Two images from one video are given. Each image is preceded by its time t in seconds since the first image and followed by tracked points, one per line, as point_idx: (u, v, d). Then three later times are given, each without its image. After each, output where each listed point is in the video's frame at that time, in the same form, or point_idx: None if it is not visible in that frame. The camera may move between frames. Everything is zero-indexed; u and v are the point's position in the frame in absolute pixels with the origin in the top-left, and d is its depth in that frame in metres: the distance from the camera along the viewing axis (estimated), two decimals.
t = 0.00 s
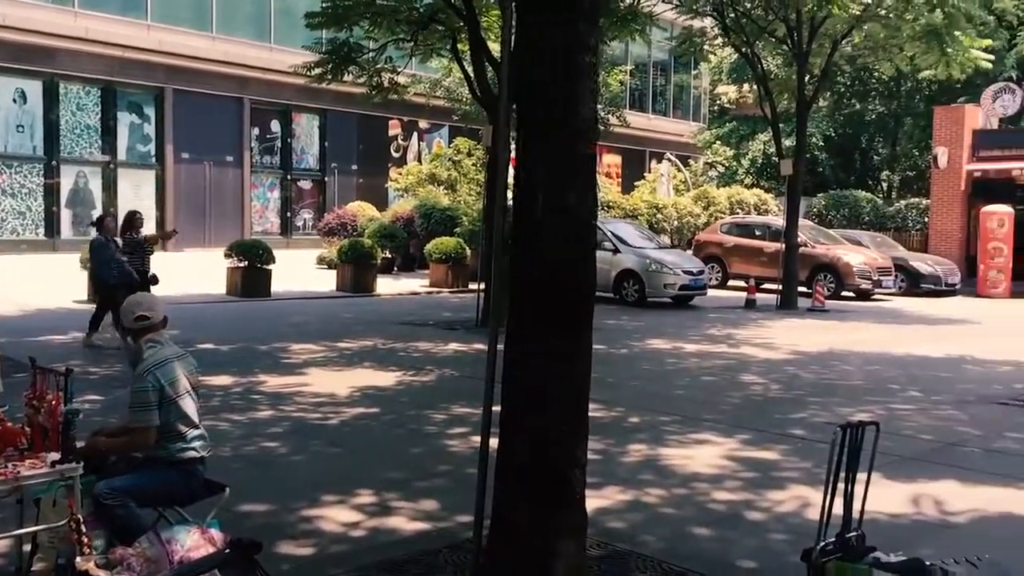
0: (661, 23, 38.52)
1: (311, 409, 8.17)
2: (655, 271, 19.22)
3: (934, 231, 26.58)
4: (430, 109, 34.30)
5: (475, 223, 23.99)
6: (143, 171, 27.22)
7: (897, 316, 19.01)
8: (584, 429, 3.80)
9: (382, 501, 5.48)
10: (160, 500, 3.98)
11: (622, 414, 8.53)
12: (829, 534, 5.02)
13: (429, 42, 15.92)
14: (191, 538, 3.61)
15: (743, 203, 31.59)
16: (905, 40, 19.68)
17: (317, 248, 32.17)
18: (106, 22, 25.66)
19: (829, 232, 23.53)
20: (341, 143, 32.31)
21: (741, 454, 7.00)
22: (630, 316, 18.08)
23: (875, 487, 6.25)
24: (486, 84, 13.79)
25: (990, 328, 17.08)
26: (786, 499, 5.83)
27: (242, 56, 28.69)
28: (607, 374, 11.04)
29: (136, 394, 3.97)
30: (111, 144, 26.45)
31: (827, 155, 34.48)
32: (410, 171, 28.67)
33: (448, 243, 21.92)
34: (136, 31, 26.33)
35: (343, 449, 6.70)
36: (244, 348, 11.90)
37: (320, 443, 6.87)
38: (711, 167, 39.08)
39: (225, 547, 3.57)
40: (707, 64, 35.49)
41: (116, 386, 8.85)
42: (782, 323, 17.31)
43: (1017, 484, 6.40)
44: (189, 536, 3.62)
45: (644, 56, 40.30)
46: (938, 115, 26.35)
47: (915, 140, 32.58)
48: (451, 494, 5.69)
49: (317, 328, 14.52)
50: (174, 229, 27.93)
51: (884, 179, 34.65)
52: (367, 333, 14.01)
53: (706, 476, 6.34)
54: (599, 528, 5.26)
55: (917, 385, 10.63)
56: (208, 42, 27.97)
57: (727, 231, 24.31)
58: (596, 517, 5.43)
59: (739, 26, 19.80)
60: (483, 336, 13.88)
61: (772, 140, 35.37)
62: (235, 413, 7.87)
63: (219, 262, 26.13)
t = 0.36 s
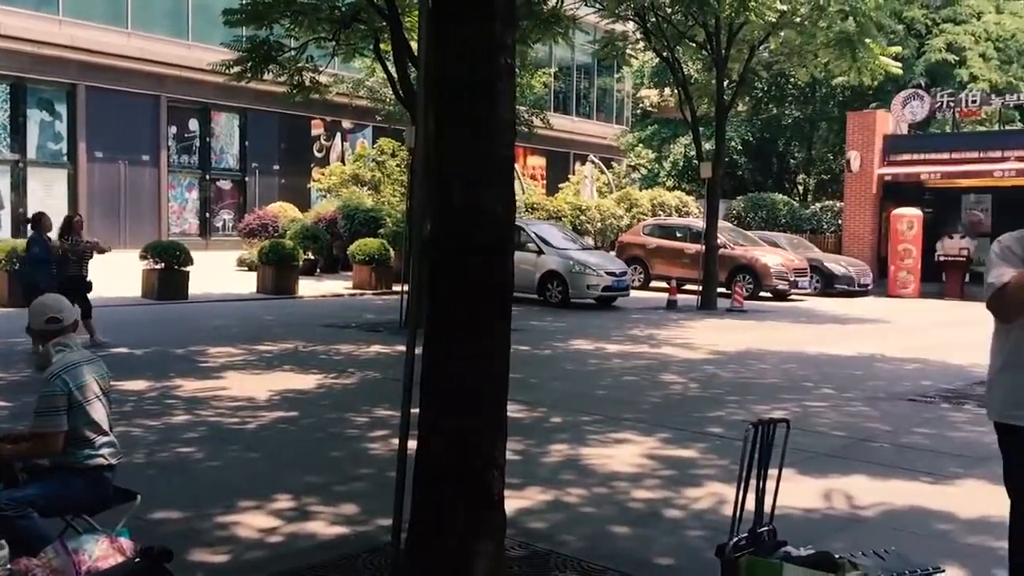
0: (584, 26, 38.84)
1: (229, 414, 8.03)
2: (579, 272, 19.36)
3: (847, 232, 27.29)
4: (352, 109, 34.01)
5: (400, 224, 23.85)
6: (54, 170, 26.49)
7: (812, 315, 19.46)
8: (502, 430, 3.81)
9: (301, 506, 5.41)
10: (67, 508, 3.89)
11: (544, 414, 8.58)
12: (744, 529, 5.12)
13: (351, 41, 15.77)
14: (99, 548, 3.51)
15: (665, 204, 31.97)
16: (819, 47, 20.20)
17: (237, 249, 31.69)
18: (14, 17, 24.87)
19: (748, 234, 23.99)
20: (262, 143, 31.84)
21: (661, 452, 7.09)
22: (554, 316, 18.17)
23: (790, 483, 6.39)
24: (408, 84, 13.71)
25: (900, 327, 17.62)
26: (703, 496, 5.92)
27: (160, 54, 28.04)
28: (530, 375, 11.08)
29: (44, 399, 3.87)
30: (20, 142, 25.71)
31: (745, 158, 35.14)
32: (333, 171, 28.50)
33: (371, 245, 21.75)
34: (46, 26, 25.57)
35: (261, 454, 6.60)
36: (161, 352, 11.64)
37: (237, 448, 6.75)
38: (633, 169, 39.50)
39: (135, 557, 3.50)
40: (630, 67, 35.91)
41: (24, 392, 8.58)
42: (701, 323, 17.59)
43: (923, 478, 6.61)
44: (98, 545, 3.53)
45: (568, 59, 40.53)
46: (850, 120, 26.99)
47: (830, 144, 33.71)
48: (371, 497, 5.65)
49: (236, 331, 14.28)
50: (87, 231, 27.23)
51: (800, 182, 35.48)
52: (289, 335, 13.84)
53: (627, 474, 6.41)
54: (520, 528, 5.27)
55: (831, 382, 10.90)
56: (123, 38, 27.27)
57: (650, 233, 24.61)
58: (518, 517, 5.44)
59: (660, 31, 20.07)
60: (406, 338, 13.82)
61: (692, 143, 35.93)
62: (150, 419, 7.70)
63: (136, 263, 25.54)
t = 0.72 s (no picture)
0: (522, 26, 38.93)
1: (158, 416, 7.88)
2: (518, 271, 19.40)
3: (781, 233, 27.79)
4: (289, 107, 33.65)
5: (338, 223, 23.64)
6: None
7: (745, 314, 19.76)
8: (436, 429, 3.80)
9: (232, 510, 5.34)
10: None
11: (481, 414, 8.58)
12: (676, 526, 5.18)
13: (287, 37, 15.59)
14: (21, 555, 3.40)
15: (603, 204, 32.19)
16: (752, 50, 20.55)
17: (171, 248, 31.20)
18: None
19: (685, 234, 24.27)
20: (196, 140, 31.34)
21: (596, 451, 7.14)
22: (493, 316, 18.18)
23: (721, 479, 6.49)
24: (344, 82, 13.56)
25: (831, 325, 17.98)
26: (637, 494, 5.98)
27: (92, 49, 27.41)
28: (468, 375, 11.07)
29: None
30: None
31: (682, 159, 35.48)
32: (270, 169, 28.22)
33: (307, 244, 21.53)
34: None
35: (192, 457, 6.49)
36: (89, 354, 11.38)
37: (166, 452, 6.63)
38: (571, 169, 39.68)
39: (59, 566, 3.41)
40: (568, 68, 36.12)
41: None
42: (637, 322, 17.76)
43: (851, 473, 6.76)
44: (19, 553, 3.41)
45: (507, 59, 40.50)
46: (784, 123, 27.54)
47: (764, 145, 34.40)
48: (305, 499, 5.60)
49: (170, 332, 14.03)
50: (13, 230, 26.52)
51: (735, 183, 36.02)
52: (223, 336, 13.64)
53: (563, 473, 6.44)
54: (455, 529, 5.26)
55: (763, 380, 11.08)
56: (51, 32, 26.52)
57: (588, 232, 24.74)
58: (453, 518, 5.44)
59: (597, 32, 20.20)
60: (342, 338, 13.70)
61: (630, 144, 36.24)
62: (76, 423, 7.52)
63: (65, 263, 24.96)
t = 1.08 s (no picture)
0: (467, 21, 38.81)
1: (94, 415, 7.72)
2: (462, 266, 19.38)
3: (723, 229, 28.16)
4: (231, 99, 33.17)
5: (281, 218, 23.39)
6: None
7: (688, 309, 19.96)
8: (376, 426, 3.77)
9: (169, 510, 5.25)
10: None
11: (425, 410, 8.54)
12: (617, 519, 5.21)
13: (228, 29, 15.35)
14: None
15: (548, 200, 32.26)
16: (694, 47, 20.73)
17: (108, 244, 30.62)
18: None
19: (629, 230, 24.40)
20: (135, 133, 30.75)
21: (539, 445, 7.16)
22: (438, 311, 18.14)
23: (663, 472, 6.54)
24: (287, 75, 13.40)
25: (772, 319, 18.23)
26: (578, 487, 6.00)
27: (27, 40, 26.69)
28: (412, 370, 11.03)
29: None
30: None
31: (626, 155, 35.66)
32: (211, 162, 27.55)
33: (247, 239, 21.41)
34: None
35: (128, 456, 6.37)
36: (22, 352, 11.11)
37: (101, 451, 6.49)
38: (516, 164, 39.68)
39: None
40: (513, 63, 36.13)
41: None
42: (582, 317, 17.84)
43: (790, 464, 6.85)
44: None
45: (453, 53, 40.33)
46: (726, 119, 27.77)
47: (708, 142, 34.82)
48: (245, 498, 5.53)
49: (107, 328, 13.75)
50: None
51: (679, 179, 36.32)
52: (163, 333, 13.41)
53: (506, 468, 6.44)
54: (397, 525, 5.23)
55: (705, 373, 11.20)
56: None
57: (534, 228, 24.78)
58: (395, 514, 5.41)
59: (542, 27, 20.16)
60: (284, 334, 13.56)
61: (575, 139, 36.36)
62: (8, 422, 7.33)
63: None
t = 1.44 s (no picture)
0: (421, 16, 38.65)
1: (39, 415, 7.56)
2: (416, 263, 19.31)
3: (676, 225, 28.36)
4: (180, 94, 32.70)
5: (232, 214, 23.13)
6: None
7: (642, 305, 20.09)
8: (327, 424, 3.74)
9: (116, 511, 5.17)
10: None
11: (378, 407, 8.50)
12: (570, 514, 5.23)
13: (177, 22, 15.13)
14: None
15: (502, 196, 32.22)
16: (648, 44, 20.88)
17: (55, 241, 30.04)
18: None
19: (584, 227, 24.49)
20: (81, 127, 30.19)
21: (492, 441, 7.16)
22: (391, 308, 18.05)
23: (616, 466, 6.58)
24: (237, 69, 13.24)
25: (723, 315, 18.41)
26: (532, 483, 6.01)
27: None
28: (366, 367, 10.97)
29: None
30: None
31: (580, 152, 35.82)
32: (160, 158, 27.34)
33: (199, 236, 21.09)
34: None
35: (73, 457, 6.25)
36: None
37: (46, 452, 6.37)
38: (470, 160, 39.62)
39: None
40: (467, 59, 36.07)
41: None
42: (536, 313, 17.87)
43: (740, 457, 6.93)
44: None
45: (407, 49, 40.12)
46: (679, 116, 28.08)
47: (661, 138, 34.99)
48: (194, 498, 5.46)
49: (54, 327, 13.50)
50: None
51: (632, 176, 36.52)
52: (112, 331, 13.19)
53: (459, 464, 6.43)
54: (349, 523, 5.20)
55: (658, 369, 11.29)
56: None
57: (488, 224, 24.75)
58: (347, 512, 5.37)
59: (495, 23, 20.13)
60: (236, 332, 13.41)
61: (529, 135, 36.42)
62: None
63: None
